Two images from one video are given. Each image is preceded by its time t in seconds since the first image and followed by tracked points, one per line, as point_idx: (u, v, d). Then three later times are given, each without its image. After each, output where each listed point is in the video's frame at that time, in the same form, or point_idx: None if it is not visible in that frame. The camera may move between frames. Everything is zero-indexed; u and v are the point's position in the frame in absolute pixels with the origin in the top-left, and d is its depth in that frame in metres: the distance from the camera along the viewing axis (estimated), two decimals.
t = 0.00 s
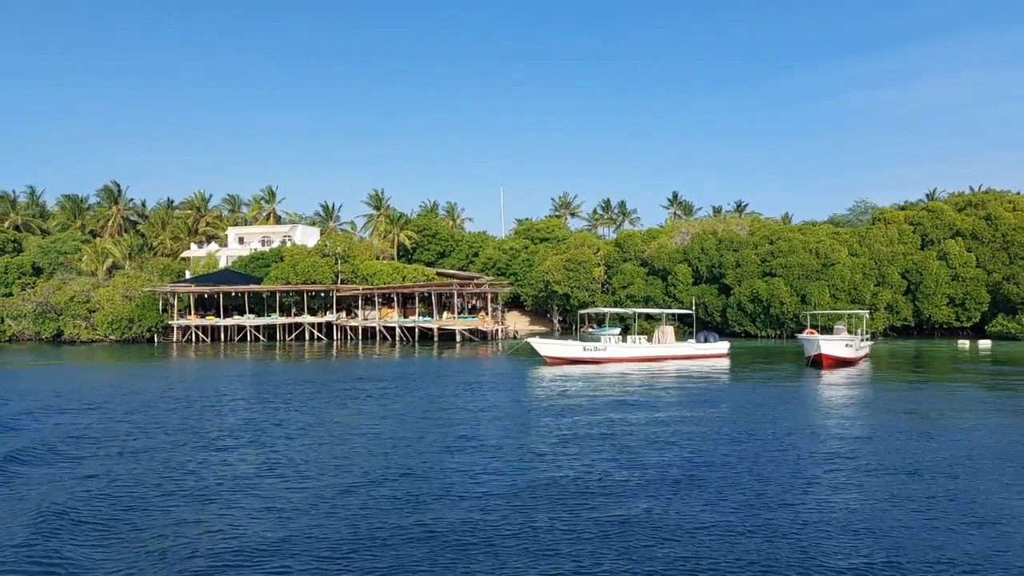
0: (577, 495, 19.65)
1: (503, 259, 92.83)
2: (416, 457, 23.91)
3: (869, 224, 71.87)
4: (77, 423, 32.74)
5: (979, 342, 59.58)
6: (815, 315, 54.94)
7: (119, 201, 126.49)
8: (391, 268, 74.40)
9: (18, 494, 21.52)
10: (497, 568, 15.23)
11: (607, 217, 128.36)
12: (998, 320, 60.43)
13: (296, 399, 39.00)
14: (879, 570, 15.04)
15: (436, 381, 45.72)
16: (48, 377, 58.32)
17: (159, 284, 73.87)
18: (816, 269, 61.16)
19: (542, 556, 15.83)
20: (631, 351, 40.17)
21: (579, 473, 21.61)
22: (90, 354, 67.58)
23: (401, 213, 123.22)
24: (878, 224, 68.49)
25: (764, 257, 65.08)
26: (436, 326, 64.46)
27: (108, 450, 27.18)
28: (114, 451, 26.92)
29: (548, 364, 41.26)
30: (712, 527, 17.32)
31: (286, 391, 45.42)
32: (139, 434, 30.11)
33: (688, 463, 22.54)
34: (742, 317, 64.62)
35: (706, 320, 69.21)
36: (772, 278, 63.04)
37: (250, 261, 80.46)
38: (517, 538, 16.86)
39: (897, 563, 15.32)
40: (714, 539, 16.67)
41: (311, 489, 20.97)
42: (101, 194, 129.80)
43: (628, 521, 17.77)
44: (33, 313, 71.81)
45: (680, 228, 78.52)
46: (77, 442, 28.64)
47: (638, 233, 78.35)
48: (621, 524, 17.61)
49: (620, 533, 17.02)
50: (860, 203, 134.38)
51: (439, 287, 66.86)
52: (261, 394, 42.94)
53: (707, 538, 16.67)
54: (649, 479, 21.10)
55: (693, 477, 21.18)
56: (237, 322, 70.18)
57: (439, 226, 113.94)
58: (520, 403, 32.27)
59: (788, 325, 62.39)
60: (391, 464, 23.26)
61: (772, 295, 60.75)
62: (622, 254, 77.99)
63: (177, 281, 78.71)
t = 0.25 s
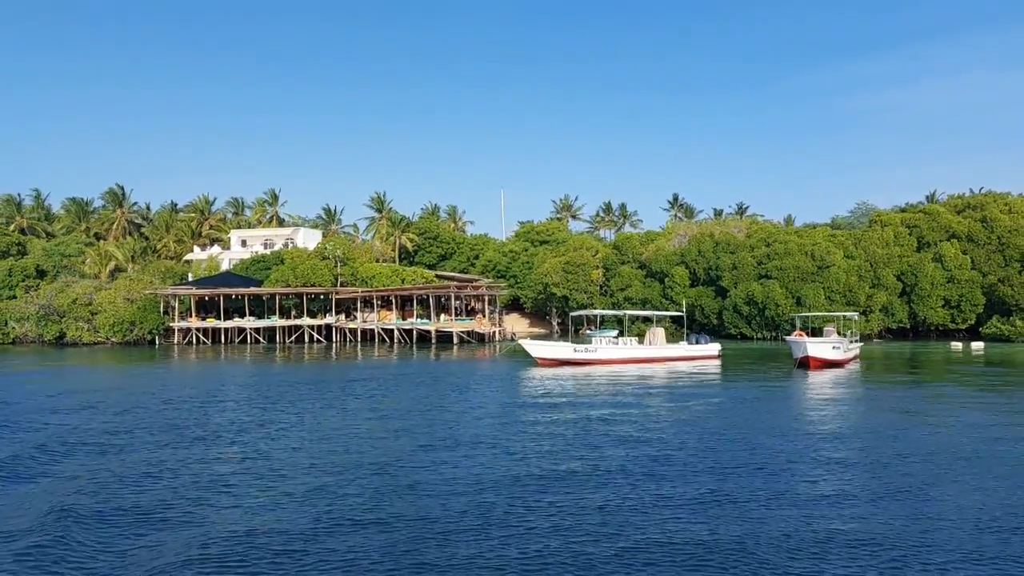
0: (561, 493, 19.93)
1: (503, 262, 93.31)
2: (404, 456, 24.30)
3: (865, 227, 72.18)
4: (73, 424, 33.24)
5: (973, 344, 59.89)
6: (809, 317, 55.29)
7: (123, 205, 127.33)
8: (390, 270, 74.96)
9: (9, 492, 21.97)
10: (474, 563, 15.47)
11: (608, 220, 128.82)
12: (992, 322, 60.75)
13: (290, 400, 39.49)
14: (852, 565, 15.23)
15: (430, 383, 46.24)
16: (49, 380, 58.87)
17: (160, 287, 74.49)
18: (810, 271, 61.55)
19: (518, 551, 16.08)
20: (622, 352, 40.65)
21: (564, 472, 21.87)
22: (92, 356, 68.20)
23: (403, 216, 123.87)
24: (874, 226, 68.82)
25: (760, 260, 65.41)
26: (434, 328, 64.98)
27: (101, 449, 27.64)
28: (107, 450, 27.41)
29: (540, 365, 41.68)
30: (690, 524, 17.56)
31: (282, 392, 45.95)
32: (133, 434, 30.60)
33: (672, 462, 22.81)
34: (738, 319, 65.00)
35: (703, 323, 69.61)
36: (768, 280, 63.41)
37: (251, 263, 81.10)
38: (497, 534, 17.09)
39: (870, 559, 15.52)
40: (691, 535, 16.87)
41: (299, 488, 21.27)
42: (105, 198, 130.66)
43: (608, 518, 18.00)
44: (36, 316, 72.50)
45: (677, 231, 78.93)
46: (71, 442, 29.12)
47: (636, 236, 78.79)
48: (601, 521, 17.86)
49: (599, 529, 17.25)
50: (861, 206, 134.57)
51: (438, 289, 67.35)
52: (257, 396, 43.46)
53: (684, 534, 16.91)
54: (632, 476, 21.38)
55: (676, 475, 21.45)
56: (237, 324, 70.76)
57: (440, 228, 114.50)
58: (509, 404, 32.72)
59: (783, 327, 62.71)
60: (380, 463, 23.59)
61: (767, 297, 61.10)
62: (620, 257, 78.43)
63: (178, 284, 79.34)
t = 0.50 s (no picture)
0: (538, 489, 20.24)
1: (504, 263, 93.67)
2: (388, 454, 24.69)
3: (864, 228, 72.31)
4: (72, 423, 33.81)
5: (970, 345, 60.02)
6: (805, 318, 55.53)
7: (129, 207, 128.24)
8: (390, 272, 75.42)
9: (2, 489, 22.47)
10: (443, 557, 15.78)
11: (611, 221, 129.03)
12: (990, 323, 60.91)
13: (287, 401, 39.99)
14: (815, 560, 15.48)
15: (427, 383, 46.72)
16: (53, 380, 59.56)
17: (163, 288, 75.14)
18: (808, 272, 61.78)
19: (489, 546, 16.39)
20: (615, 353, 41.03)
21: (544, 469, 22.19)
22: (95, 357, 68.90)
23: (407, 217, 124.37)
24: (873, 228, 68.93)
25: (758, 261, 65.59)
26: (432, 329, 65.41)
27: (95, 448, 28.15)
28: (101, 449, 27.90)
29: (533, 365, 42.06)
30: (658, 519, 17.88)
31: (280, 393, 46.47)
32: (129, 433, 31.12)
33: (651, 459, 23.12)
34: (736, 321, 65.28)
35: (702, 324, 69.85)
36: (766, 282, 63.65)
37: (253, 265, 81.72)
38: (470, 529, 17.41)
39: (829, 553, 15.81)
40: (661, 530, 17.14)
41: (282, 485, 21.64)
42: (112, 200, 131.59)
43: (581, 513, 18.30)
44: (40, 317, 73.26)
45: (677, 232, 79.18)
46: (68, 441, 29.65)
47: (636, 238, 79.07)
48: (574, 516, 18.16)
49: (567, 524, 17.60)
50: (865, 207, 134.36)
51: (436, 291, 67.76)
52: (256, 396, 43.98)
53: (651, 529, 17.23)
54: (610, 473, 21.70)
55: (654, 472, 21.76)
56: (238, 325, 71.37)
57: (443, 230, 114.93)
58: (499, 403, 33.11)
59: (781, 329, 62.93)
60: (365, 461, 23.96)
61: (765, 298, 61.34)
62: (620, 258, 78.74)
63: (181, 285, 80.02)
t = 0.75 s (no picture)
0: (518, 486, 20.49)
1: (506, 265, 94.13)
2: (378, 451, 25.17)
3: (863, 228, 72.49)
4: (72, 424, 34.38)
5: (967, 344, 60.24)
6: (801, 318, 55.81)
7: (135, 210, 129.19)
8: (392, 273, 76.01)
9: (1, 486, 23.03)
10: (417, 552, 16.03)
11: (613, 222, 129.32)
12: (987, 323, 61.08)
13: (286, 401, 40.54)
14: (783, 552, 15.78)
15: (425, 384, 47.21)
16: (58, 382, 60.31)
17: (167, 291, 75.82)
18: (805, 272, 62.05)
19: (467, 538, 16.84)
20: (609, 353, 41.49)
21: (527, 467, 22.43)
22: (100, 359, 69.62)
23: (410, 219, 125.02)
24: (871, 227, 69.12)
25: (757, 261, 65.78)
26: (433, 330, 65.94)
27: (94, 447, 28.69)
28: (100, 448, 28.45)
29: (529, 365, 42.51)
30: (634, 513, 18.27)
31: (280, 394, 47.01)
32: (127, 432, 31.67)
33: (635, 456, 23.53)
34: (734, 321, 65.58)
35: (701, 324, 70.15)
36: (764, 282, 63.90)
37: (256, 267, 82.38)
38: (449, 523, 17.76)
39: (797, 545, 16.18)
40: (635, 527, 17.34)
41: (268, 483, 21.95)
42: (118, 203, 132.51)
43: (557, 510, 18.53)
44: (46, 320, 74.01)
45: (677, 233, 79.49)
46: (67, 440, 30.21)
47: (636, 239, 79.40)
48: (552, 511, 18.49)
49: (545, 518, 18.01)
50: (868, 207, 134.27)
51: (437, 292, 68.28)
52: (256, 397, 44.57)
53: (625, 522, 17.63)
54: (592, 469, 22.10)
55: (636, 468, 22.16)
56: (241, 327, 72.02)
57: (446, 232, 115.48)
58: (493, 402, 33.57)
59: (778, 329, 63.20)
60: (354, 458, 24.44)
61: (762, 298, 61.61)
62: (620, 259, 79.07)
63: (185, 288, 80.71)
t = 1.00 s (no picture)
0: (498, 486, 20.81)
1: (507, 267, 94.48)
2: (365, 451, 25.63)
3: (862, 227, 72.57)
4: (72, 426, 34.96)
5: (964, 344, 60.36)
6: (797, 318, 56.03)
7: (140, 215, 130.09)
8: (391, 276, 76.49)
9: None
10: (391, 550, 16.35)
11: (616, 224, 129.46)
12: (984, 322, 61.26)
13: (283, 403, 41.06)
14: (746, 547, 16.17)
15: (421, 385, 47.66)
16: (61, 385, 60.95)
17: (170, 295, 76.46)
18: (802, 272, 62.22)
19: (440, 533, 17.30)
20: (602, 354, 41.92)
21: (508, 466, 22.86)
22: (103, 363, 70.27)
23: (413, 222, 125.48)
24: (869, 227, 69.24)
25: (755, 261, 65.94)
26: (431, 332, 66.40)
27: (89, 449, 29.24)
28: (95, 449, 29.00)
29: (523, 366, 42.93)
30: (606, 509, 18.71)
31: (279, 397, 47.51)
32: (124, 434, 32.23)
33: (616, 454, 23.93)
34: (733, 321, 65.80)
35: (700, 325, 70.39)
36: (762, 282, 64.09)
37: (258, 271, 83.00)
38: (424, 520, 18.21)
39: (760, 540, 16.58)
40: (608, 524, 17.63)
41: (254, 484, 22.31)
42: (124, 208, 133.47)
43: (534, 508, 18.82)
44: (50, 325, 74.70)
45: (676, 234, 79.70)
46: (64, 442, 30.76)
47: (635, 240, 79.67)
48: (527, 508, 18.92)
49: (518, 514, 18.45)
50: (871, 207, 133.99)
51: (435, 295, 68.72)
52: (254, 399, 45.12)
53: (597, 518, 18.06)
54: (572, 468, 22.52)
55: (615, 466, 22.56)
56: (243, 330, 72.63)
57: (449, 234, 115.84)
58: (484, 403, 34.01)
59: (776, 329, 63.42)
60: (341, 458, 24.92)
61: (759, 299, 61.82)
62: (620, 261, 79.31)
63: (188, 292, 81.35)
